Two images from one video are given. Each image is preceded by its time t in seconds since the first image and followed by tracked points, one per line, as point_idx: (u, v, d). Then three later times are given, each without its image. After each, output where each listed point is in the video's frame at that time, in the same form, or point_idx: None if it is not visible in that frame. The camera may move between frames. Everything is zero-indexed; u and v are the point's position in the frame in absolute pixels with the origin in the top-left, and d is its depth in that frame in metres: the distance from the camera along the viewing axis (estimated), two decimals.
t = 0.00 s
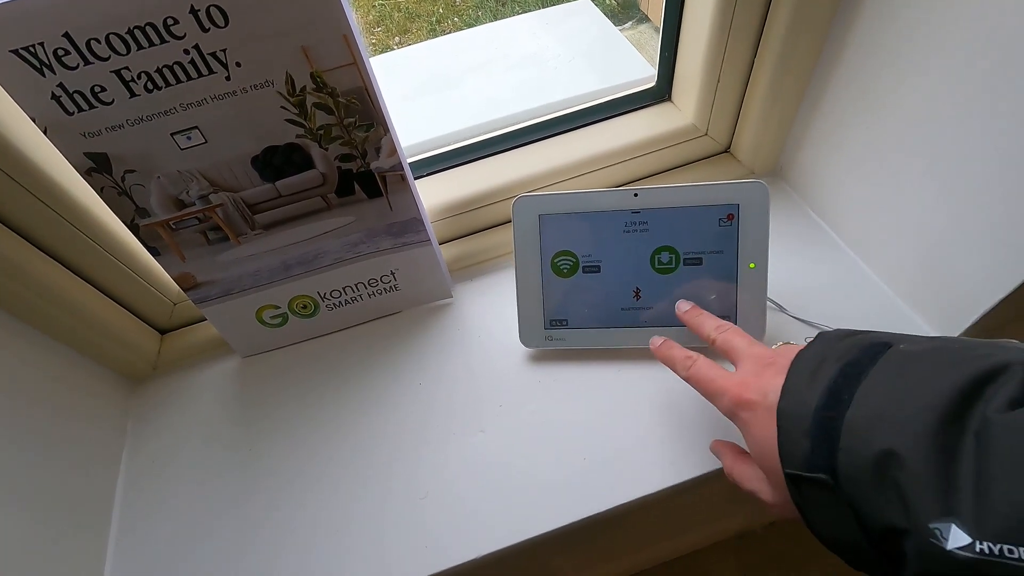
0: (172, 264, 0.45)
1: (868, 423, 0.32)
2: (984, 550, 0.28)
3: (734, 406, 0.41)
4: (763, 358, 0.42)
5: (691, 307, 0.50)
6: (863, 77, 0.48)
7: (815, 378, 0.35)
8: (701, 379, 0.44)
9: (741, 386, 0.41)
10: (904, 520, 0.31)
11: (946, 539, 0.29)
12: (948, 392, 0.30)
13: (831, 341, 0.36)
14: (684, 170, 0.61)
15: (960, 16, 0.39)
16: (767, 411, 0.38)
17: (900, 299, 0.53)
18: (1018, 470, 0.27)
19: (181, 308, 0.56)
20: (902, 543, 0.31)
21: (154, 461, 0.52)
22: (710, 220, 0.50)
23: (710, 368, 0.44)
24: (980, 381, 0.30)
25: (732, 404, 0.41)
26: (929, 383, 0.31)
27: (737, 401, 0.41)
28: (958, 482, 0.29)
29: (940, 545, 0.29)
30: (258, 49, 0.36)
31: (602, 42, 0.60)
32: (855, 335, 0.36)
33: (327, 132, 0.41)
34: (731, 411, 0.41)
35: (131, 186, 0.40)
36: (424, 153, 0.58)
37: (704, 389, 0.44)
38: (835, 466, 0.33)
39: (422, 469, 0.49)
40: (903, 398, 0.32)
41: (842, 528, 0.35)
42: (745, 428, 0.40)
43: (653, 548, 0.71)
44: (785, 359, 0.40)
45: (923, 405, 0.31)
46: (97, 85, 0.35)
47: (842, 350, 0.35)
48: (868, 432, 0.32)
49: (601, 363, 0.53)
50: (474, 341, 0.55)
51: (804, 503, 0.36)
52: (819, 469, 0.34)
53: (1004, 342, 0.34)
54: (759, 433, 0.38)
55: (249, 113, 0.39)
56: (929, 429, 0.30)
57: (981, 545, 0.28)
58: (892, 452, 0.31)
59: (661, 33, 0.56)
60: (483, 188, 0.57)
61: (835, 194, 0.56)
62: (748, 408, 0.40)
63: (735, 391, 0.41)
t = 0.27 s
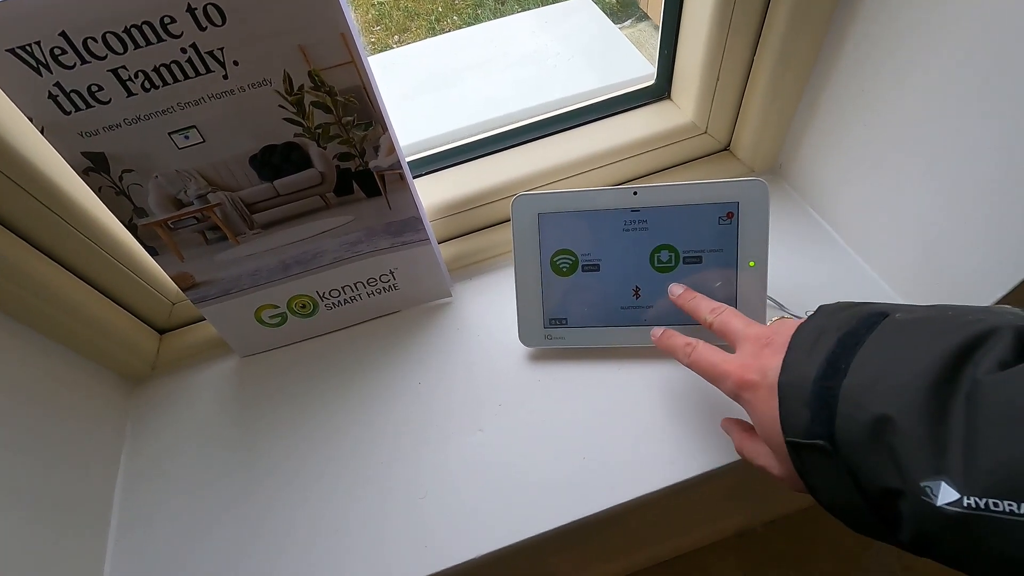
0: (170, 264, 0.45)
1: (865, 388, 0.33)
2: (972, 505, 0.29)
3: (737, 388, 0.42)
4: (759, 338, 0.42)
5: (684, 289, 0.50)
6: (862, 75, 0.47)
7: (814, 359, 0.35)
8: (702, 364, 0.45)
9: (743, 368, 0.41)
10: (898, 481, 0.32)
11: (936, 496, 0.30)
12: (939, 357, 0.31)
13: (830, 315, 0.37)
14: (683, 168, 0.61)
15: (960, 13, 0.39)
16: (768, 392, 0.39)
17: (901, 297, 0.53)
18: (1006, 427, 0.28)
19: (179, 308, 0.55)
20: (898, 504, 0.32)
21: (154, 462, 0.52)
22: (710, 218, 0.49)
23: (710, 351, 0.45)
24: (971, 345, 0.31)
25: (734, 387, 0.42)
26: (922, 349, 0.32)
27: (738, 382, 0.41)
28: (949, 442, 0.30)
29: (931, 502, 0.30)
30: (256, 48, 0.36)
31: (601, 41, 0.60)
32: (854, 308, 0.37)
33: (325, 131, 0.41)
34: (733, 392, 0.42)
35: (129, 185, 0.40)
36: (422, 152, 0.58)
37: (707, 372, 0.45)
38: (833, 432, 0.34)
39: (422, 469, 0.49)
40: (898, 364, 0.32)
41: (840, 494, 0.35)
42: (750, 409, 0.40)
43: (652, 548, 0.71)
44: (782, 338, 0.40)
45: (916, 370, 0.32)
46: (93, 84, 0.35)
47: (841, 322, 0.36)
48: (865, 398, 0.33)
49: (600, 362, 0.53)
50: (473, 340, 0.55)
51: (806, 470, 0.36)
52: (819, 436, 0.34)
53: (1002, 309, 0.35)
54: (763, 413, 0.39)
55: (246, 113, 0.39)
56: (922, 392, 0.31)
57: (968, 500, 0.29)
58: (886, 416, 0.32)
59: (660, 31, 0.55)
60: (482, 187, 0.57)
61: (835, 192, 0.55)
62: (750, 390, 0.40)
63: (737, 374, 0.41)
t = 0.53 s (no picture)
0: (167, 269, 0.45)
1: (900, 399, 0.33)
2: (1010, 520, 0.30)
3: (764, 391, 0.41)
4: (788, 343, 0.42)
5: (716, 295, 0.50)
6: (856, 78, 0.48)
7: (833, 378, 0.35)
8: (729, 365, 0.45)
9: (771, 371, 0.41)
10: (932, 494, 0.32)
11: (972, 510, 0.31)
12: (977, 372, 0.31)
13: (863, 321, 0.37)
14: (679, 172, 0.62)
15: (954, 17, 0.39)
16: (796, 395, 0.38)
17: (895, 299, 0.53)
18: None
19: (176, 313, 0.56)
20: (931, 515, 0.33)
21: (152, 466, 0.52)
22: (705, 222, 0.50)
23: (738, 356, 0.44)
24: (1012, 359, 0.31)
25: (762, 391, 0.41)
26: (960, 361, 0.32)
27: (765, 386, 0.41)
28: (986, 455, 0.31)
29: (967, 515, 0.31)
30: (252, 54, 0.36)
31: (599, 44, 0.60)
32: (886, 314, 0.37)
33: (321, 137, 0.41)
34: (760, 396, 0.42)
35: (126, 192, 0.40)
36: (419, 156, 0.58)
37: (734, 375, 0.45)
38: (866, 442, 0.34)
39: (419, 473, 0.49)
40: (935, 376, 0.32)
41: (868, 502, 0.36)
42: (776, 413, 0.40)
43: (650, 550, 0.71)
44: (812, 343, 0.40)
45: (953, 384, 0.32)
46: (91, 91, 0.35)
47: (873, 330, 0.36)
48: (900, 409, 0.33)
49: (597, 366, 0.53)
50: (470, 344, 0.55)
51: (832, 476, 0.36)
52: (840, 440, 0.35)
53: None
54: (791, 418, 0.39)
55: (243, 119, 0.39)
56: (960, 406, 0.31)
57: (1006, 515, 0.30)
58: (922, 430, 0.32)
59: (655, 35, 0.56)
60: (479, 191, 0.57)
61: (830, 195, 0.56)
62: (778, 394, 0.40)
63: (764, 378, 0.41)
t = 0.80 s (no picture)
0: (165, 275, 0.45)
1: (907, 479, 0.29)
2: None
3: (744, 460, 0.37)
4: (768, 426, 0.37)
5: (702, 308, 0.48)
6: (848, 84, 0.48)
7: (824, 424, 0.33)
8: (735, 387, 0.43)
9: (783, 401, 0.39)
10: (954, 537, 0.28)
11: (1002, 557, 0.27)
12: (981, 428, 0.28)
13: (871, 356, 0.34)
14: (674, 177, 0.62)
15: (942, 24, 0.39)
16: (780, 466, 0.34)
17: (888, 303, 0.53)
18: None
19: (174, 317, 0.56)
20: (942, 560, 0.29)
21: (150, 471, 0.52)
22: (699, 227, 0.50)
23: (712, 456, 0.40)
24: (1004, 407, 0.28)
25: (740, 471, 0.37)
26: (954, 422, 0.29)
27: (746, 458, 0.37)
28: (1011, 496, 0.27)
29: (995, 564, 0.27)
30: (249, 62, 0.37)
31: (595, 50, 0.60)
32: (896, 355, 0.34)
33: (317, 143, 0.41)
34: (737, 482, 0.37)
35: (124, 198, 0.41)
36: (416, 161, 0.59)
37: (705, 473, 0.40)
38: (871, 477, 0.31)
39: (415, 477, 0.49)
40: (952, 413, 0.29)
41: None
42: (757, 487, 0.35)
43: (649, 554, 0.71)
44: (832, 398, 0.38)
45: (955, 449, 0.29)
46: (89, 99, 0.36)
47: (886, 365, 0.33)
48: (908, 490, 0.29)
49: (592, 370, 0.53)
50: (466, 349, 0.56)
51: None
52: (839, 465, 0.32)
53: None
54: (774, 490, 0.34)
55: (240, 125, 0.39)
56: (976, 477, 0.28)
57: None
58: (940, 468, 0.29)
59: (650, 41, 0.56)
60: (475, 196, 0.58)
61: (824, 200, 0.56)
62: (759, 473, 0.36)
63: (744, 457, 0.37)
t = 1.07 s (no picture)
0: (168, 275, 0.46)
1: (910, 522, 0.30)
2: None
3: (750, 478, 0.38)
4: (777, 447, 0.38)
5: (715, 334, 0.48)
6: (848, 85, 0.48)
7: (829, 459, 0.34)
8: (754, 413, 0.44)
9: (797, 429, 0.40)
10: None
11: None
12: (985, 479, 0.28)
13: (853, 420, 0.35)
14: (675, 178, 0.62)
15: (940, 26, 0.40)
16: (785, 487, 0.36)
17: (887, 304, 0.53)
18: None
19: (177, 318, 0.56)
20: None
21: (153, 470, 0.52)
22: (699, 227, 0.50)
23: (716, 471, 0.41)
24: (1008, 458, 0.28)
25: (745, 489, 0.38)
26: (958, 467, 0.29)
27: (752, 477, 0.38)
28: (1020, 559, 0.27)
29: None
30: (251, 64, 0.37)
31: (596, 51, 0.60)
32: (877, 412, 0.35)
33: (319, 145, 0.42)
34: (740, 499, 0.38)
35: (128, 199, 0.41)
36: (417, 162, 0.59)
37: (708, 486, 0.41)
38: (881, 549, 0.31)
39: (416, 477, 0.49)
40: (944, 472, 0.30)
41: None
42: (758, 507, 0.36)
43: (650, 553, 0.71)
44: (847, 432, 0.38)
45: (958, 495, 0.29)
46: (93, 101, 0.36)
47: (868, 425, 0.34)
48: (912, 533, 0.30)
49: (592, 370, 0.53)
50: (467, 349, 0.56)
51: None
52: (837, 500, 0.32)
53: None
54: (775, 510, 0.35)
55: (243, 127, 0.40)
56: (979, 526, 0.28)
57: None
58: (948, 542, 0.29)
59: (650, 43, 0.57)
60: (475, 197, 0.58)
61: (824, 201, 0.56)
62: (763, 491, 0.37)
63: (750, 476, 0.38)
